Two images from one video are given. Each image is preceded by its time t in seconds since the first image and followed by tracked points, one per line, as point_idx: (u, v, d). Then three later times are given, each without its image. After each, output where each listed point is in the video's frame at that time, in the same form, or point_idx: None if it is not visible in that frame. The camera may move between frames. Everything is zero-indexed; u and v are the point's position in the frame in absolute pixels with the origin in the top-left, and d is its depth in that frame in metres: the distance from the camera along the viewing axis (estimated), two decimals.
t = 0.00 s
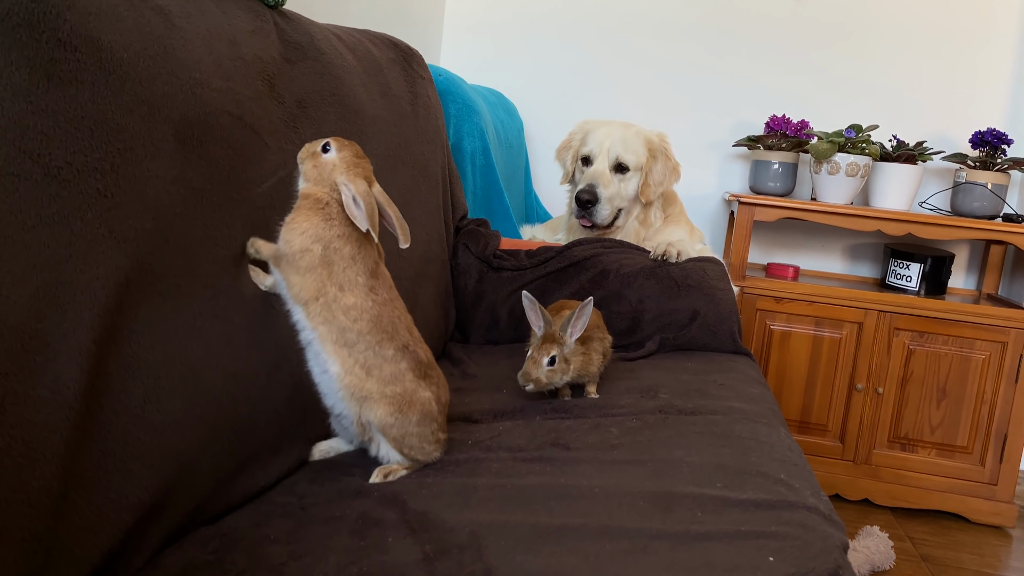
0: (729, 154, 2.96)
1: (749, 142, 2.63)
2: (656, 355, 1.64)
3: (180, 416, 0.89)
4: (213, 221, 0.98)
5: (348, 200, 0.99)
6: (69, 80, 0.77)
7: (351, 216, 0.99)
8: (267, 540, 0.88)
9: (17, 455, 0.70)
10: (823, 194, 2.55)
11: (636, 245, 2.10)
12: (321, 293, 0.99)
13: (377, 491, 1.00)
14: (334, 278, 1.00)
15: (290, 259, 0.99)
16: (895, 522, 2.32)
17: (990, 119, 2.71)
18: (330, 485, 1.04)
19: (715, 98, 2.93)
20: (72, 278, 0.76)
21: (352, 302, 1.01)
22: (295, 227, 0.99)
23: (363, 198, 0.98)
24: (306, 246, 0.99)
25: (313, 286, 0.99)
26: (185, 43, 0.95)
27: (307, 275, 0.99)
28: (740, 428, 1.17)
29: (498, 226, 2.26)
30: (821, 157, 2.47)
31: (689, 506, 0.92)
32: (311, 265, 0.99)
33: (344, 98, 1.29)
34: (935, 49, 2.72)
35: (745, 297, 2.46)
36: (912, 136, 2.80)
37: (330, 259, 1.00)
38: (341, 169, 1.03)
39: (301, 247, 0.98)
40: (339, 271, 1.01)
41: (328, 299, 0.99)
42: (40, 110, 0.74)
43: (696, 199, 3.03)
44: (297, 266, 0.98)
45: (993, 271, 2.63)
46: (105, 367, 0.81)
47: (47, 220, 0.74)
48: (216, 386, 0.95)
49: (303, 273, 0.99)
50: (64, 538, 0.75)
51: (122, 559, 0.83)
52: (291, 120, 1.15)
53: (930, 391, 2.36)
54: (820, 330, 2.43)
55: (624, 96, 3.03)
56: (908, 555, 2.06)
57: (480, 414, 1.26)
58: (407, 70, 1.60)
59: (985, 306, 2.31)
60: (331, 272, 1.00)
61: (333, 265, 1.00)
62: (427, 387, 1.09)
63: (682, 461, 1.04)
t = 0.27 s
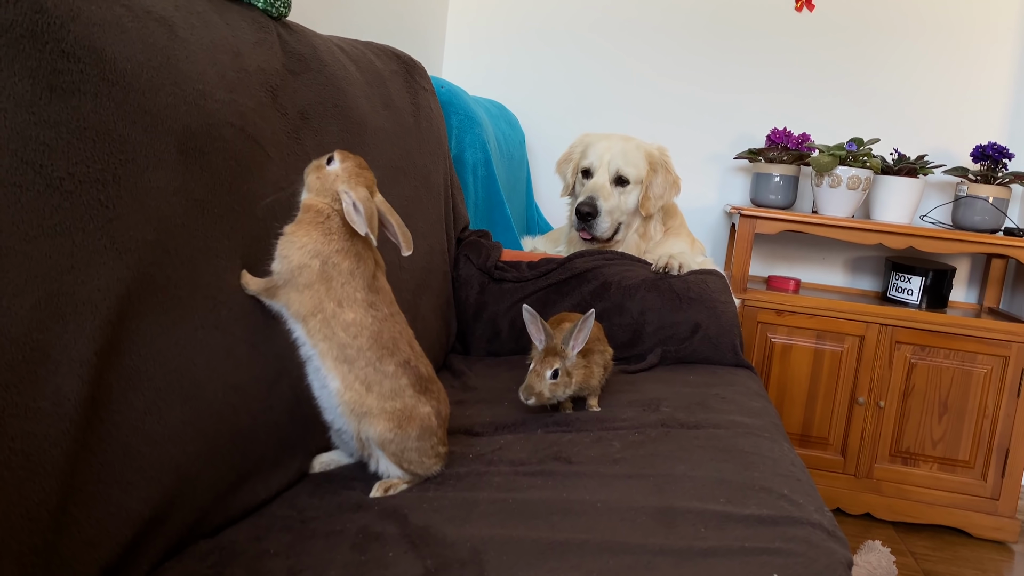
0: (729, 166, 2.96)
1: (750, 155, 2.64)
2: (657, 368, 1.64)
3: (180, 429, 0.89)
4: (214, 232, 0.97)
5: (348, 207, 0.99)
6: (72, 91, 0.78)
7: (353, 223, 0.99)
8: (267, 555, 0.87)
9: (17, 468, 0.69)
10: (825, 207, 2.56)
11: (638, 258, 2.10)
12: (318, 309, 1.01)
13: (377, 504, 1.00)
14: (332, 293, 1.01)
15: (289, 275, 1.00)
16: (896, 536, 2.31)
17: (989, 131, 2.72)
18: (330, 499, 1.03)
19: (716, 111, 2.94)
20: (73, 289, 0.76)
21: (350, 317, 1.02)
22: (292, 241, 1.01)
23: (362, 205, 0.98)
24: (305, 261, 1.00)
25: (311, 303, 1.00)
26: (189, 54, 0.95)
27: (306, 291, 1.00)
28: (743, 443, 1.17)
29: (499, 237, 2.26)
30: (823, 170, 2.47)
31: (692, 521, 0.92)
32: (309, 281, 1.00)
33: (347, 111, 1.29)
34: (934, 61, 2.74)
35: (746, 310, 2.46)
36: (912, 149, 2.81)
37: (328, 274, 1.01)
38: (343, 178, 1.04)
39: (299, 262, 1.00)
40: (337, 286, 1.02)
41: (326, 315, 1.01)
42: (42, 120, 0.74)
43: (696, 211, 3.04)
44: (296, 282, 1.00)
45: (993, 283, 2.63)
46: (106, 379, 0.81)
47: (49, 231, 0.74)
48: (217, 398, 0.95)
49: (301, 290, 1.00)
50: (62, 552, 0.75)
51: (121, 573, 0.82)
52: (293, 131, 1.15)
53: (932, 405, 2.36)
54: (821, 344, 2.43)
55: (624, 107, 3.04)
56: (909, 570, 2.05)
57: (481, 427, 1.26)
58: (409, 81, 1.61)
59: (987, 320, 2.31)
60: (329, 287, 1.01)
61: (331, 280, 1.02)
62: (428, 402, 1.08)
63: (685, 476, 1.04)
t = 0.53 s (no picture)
0: (730, 172, 2.97)
1: (751, 160, 2.65)
2: (658, 373, 1.64)
3: (182, 433, 0.89)
4: (217, 236, 0.98)
5: (347, 213, 1.01)
6: (76, 96, 0.78)
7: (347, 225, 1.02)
8: (269, 560, 0.87)
9: (19, 471, 0.69)
10: (825, 213, 2.56)
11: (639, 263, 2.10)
12: (324, 313, 1.02)
13: (379, 509, 0.99)
14: (338, 297, 1.03)
15: (296, 280, 1.01)
16: (897, 543, 2.31)
17: (989, 137, 2.73)
18: (331, 504, 1.03)
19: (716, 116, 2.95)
20: (76, 293, 0.76)
21: (356, 320, 1.03)
22: (298, 247, 1.02)
23: (360, 209, 1.01)
24: (310, 267, 1.02)
25: (317, 307, 1.01)
26: (192, 58, 0.95)
27: (311, 294, 1.02)
28: (744, 448, 1.17)
29: (500, 242, 2.26)
30: (824, 176, 2.47)
31: (695, 527, 0.92)
32: (315, 286, 1.02)
33: (349, 115, 1.29)
34: (933, 68, 2.75)
35: (747, 316, 2.47)
36: (911, 155, 2.82)
37: (334, 279, 1.03)
38: (344, 189, 1.07)
39: (305, 268, 1.02)
40: (342, 291, 1.04)
41: (332, 319, 1.02)
42: (46, 124, 0.74)
43: (696, 216, 3.04)
44: (301, 287, 1.01)
45: (994, 289, 2.64)
46: (108, 384, 0.80)
47: (52, 235, 0.74)
48: (218, 403, 0.95)
49: (306, 295, 1.01)
50: (64, 557, 0.75)
51: None
52: (295, 135, 1.15)
53: (933, 411, 2.36)
54: (821, 350, 2.43)
55: (624, 112, 3.04)
56: None
57: (482, 432, 1.25)
58: (411, 86, 1.61)
59: (987, 326, 2.31)
60: (334, 292, 1.03)
61: (336, 285, 1.03)
62: (432, 408, 1.09)
63: (687, 482, 1.04)
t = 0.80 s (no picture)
0: (728, 169, 2.97)
1: (749, 158, 2.65)
2: (656, 370, 1.64)
3: (178, 428, 0.88)
4: (213, 231, 0.97)
5: (353, 211, 1.02)
6: (71, 90, 0.78)
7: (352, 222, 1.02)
8: (265, 555, 0.87)
9: (14, 466, 0.69)
10: (823, 210, 2.56)
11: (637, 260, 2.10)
12: (327, 306, 1.02)
13: (376, 505, 0.99)
14: (341, 291, 1.03)
15: (299, 273, 1.02)
16: (895, 540, 2.31)
17: (986, 136, 2.74)
18: (328, 500, 1.03)
19: (714, 114, 2.95)
20: (71, 288, 0.76)
21: (359, 314, 1.04)
22: (302, 240, 1.03)
23: (364, 207, 1.01)
24: (314, 260, 1.02)
25: (320, 299, 1.02)
26: (188, 53, 0.95)
27: (315, 288, 1.02)
28: (743, 444, 1.17)
29: (498, 240, 2.26)
30: (821, 173, 2.48)
31: (693, 522, 0.92)
32: (319, 279, 1.02)
33: (346, 110, 1.29)
34: (931, 66, 2.75)
35: (745, 313, 2.46)
36: (909, 153, 2.82)
37: (338, 273, 1.03)
38: (352, 184, 1.07)
39: (309, 261, 1.02)
40: (346, 285, 1.04)
41: (334, 312, 1.02)
42: (41, 118, 0.74)
43: (695, 214, 3.04)
44: (305, 280, 1.02)
45: (992, 287, 2.64)
46: (104, 379, 0.80)
47: (47, 229, 0.74)
48: (215, 398, 0.94)
49: (310, 288, 1.02)
50: (59, 552, 0.74)
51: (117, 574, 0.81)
52: (291, 130, 1.15)
53: (930, 409, 2.36)
54: (819, 347, 2.43)
55: (622, 111, 3.05)
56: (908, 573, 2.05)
57: (480, 429, 1.25)
58: (408, 83, 1.61)
59: (985, 324, 2.31)
60: (338, 285, 1.03)
61: (340, 279, 1.03)
62: (431, 403, 1.09)
63: (685, 477, 1.04)
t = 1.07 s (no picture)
0: (723, 165, 2.97)
1: (744, 152, 2.66)
2: (651, 365, 1.64)
3: (172, 422, 0.88)
4: (208, 225, 0.97)
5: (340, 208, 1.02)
6: (64, 83, 0.77)
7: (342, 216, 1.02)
8: (261, 548, 0.87)
9: (8, 458, 0.69)
10: (818, 205, 2.57)
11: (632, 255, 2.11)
12: (322, 301, 1.02)
13: (372, 498, 0.99)
14: (337, 287, 1.03)
15: (294, 269, 1.02)
16: (889, 533, 2.32)
17: (981, 133, 2.74)
18: (324, 493, 1.03)
19: (709, 109, 2.95)
20: (66, 281, 0.76)
21: (354, 309, 1.04)
22: (298, 236, 1.04)
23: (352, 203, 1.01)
24: (310, 256, 1.03)
25: (315, 295, 1.02)
26: (181, 47, 0.95)
27: (310, 283, 1.02)
28: (737, 437, 1.17)
29: (493, 235, 2.26)
30: (816, 167, 2.48)
31: (687, 514, 0.92)
32: (314, 275, 1.03)
33: (340, 103, 1.30)
34: (926, 63, 2.76)
35: (740, 308, 2.47)
36: (904, 148, 2.83)
37: (333, 268, 1.04)
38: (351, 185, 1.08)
39: (304, 257, 1.03)
40: (341, 280, 1.04)
41: (330, 308, 1.02)
42: (34, 111, 0.74)
43: (690, 210, 3.05)
44: (301, 275, 1.02)
45: (986, 281, 2.65)
46: (98, 372, 0.80)
47: (41, 222, 0.74)
48: (210, 392, 0.95)
49: (305, 283, 1.02)
50: (54, 546, 0.74)
51: (113, 567, 0.81)
52: (286, 125, 1.15)
53: (924, 403, 2.37)
54: (814, 341, 2.44)
55: (618, 107, 3.05)
56: (902, 567, 2.06)
57: (475, 422, 1.26)
58: (403, 78, 1.61)
59: (979, 318, 2.32)
60: (333, 281, 1.04)
61: (335, 274, 1.04)
62: (427, 400, 1.09)
63: (679, 469, 1.04)
